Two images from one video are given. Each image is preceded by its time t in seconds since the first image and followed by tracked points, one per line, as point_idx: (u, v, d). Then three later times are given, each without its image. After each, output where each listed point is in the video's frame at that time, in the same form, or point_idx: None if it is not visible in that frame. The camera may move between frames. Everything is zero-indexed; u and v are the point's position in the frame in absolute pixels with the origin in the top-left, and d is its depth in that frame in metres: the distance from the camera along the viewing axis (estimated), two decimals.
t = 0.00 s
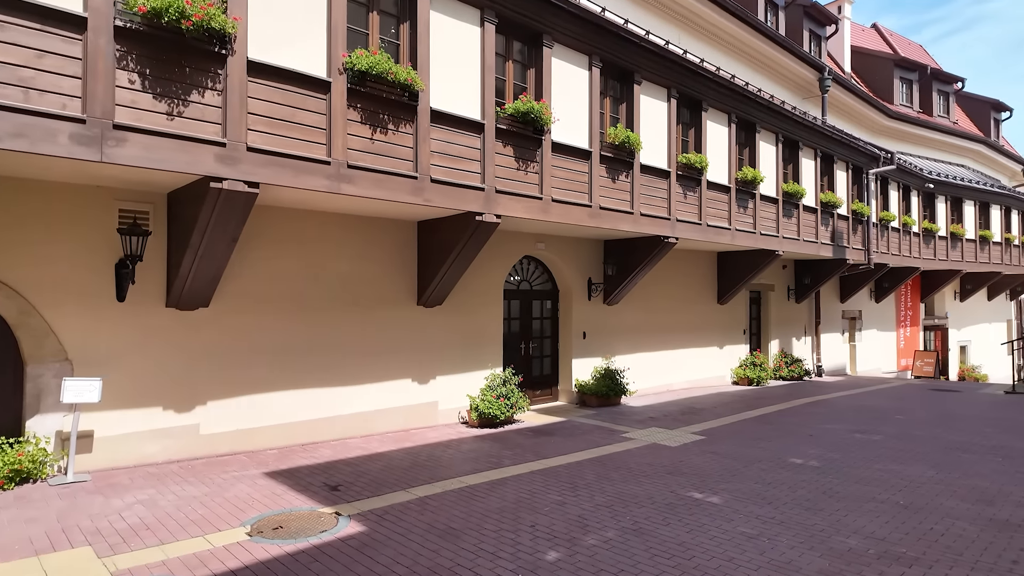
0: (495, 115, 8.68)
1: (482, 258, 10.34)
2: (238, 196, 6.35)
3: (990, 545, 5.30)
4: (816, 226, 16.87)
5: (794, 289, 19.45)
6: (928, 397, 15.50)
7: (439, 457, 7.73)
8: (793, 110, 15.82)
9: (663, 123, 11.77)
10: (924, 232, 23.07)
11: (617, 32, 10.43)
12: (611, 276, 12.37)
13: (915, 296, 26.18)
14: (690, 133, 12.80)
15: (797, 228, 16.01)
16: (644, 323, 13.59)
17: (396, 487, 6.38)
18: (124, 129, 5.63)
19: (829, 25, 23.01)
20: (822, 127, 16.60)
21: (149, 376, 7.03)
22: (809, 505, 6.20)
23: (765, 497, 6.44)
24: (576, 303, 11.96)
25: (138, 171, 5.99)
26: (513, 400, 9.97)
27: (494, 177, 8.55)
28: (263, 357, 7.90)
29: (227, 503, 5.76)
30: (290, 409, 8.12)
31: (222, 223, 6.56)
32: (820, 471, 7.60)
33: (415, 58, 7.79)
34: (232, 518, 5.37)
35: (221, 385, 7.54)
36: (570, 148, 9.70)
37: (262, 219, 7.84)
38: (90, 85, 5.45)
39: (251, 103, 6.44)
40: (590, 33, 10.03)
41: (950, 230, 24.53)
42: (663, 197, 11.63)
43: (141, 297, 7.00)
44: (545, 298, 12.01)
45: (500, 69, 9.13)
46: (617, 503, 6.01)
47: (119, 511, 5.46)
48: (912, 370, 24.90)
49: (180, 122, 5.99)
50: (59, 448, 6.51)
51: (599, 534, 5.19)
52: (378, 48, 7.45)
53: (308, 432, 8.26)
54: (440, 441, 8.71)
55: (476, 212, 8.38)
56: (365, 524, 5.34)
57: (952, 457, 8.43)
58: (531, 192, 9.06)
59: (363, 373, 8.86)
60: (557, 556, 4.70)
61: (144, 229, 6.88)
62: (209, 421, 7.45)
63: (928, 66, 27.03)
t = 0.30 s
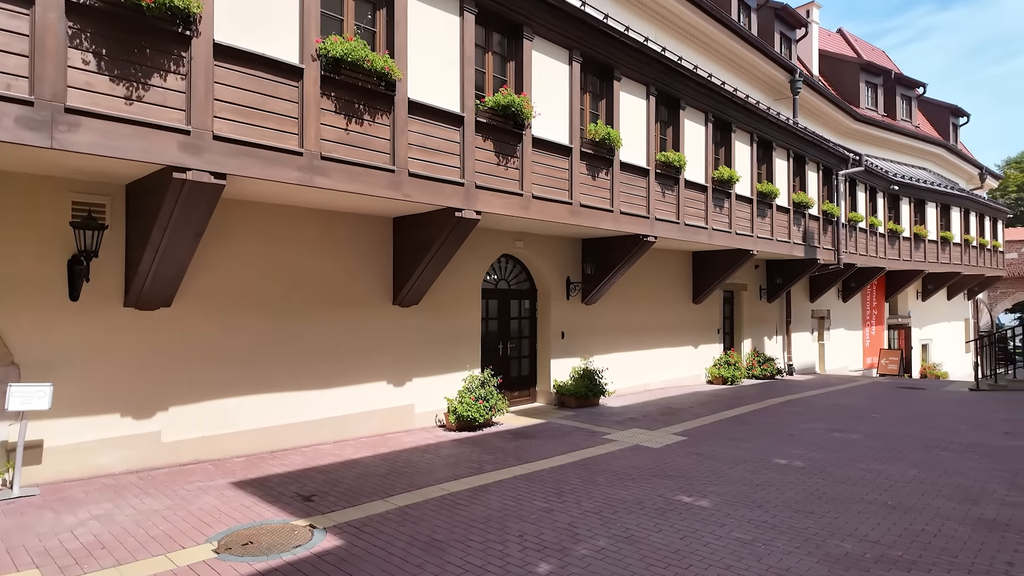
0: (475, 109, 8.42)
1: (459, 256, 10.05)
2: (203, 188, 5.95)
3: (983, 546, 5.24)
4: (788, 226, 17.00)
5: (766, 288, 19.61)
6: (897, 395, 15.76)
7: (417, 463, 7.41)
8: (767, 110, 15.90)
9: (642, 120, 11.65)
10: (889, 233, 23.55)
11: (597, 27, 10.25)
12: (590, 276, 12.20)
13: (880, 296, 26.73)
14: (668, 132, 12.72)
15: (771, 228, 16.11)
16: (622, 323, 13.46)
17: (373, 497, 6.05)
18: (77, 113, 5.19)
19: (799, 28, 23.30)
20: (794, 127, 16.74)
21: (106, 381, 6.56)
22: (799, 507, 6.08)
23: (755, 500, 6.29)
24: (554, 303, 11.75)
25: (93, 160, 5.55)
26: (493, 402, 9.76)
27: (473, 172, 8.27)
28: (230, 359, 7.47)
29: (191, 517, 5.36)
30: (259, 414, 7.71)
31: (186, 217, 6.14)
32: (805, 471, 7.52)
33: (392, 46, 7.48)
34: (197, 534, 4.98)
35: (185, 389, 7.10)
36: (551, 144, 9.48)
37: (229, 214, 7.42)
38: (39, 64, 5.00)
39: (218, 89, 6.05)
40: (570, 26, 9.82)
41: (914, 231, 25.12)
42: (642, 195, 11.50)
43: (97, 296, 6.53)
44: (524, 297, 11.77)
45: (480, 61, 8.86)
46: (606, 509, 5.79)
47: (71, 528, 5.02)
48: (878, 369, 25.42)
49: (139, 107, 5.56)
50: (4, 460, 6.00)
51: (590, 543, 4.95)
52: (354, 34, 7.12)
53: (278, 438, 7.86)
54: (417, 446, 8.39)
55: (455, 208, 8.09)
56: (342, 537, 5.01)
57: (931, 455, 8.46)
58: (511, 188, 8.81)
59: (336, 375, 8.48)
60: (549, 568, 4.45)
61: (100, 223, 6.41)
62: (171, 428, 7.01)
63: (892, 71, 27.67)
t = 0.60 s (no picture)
0: (455, 103, 8.12)
1: (438, 256, 9.75)
2: (166, 181, 5.54)
3: (978, 550, 5.16)
4: (763, 227, 17.08)
5: (740, 288, 19.71)
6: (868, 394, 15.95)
7: (396, 472, 7.09)
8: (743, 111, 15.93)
9: (623, 119, 11.48)
10: (858, 234, 23.94)
11: (579, 22, 10.04)
12: (569, 276, 11.99)
13: (849, 296, 27.18)
14: (648, 131, 12.58)
15: (746, 228, 16.14)
16: (600, 324, 13.29)
17: (351, 510, 5.72)
18: (25, 98, 4.75)
19: (771, 31, 23.52)
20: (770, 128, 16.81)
21: (58, 389, 6.08)
22: (791, 513, 5.95)
23: (746, 505, 6.14)
24: (534, 303, 11.51)
25: (44, 149, 5.10)
26: (472, 406, 9.45)
27: (453, 168, 7.98)
28: (196, 364, 7.04)
29: (153, 537, 4.96)
30: (227, 421, 7.30)
31: (147, 212, 5.72)
32: (792, 475, 7.42)
33: (369, 36, 7.14)
34: (159, 556, 4.59)
35: (146, 397, 6.65)
36: (532, 141, 9.23)
37: (194, 210, 6.99)
38: None
39: (183, 76, 5.65)
40: (552, 21, 9.59)
41: (881, 233, 25.60)
42: (622, 195, 11.33)
43: (49, 297, 6.05)
44: (502, 298, 11.50)
45: (460, 54, 8.57)
46: (596, 520, 5.57)
47: (17, 553, 4.58)
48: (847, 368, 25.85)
49: (96, 93, 5.13)
50: None
51: (583, 557, 4.72)
52: (329, 22, 6.77)
53: (246, 447, 7.45)
54: (395, 453, 8.06)
55: (435, 206, 7.78)
56: (318, 556, 4.68)
57: (913, 455, 8.45)
58: (492, 185, 8.54)
59: (309, 380, 8.11)
60: None
61: (52, 218, 5.94)
62: (131, 438, 6.56)
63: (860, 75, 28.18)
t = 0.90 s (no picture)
0: (440, 96, 7.84)
1: (420, 254, 9.43)
2: (133, 171, 5.15)
3: (980, 555, 5.08)
4: (743, 227, 17.12)
5: (719, 288, 19.75)
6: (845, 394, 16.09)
7: (378, 479, 6.77)
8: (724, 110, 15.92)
9: (608, 116, 11.31)
10: (832, 235, 24.24)
11: (565, 16, 9.83)
12: (553, 275, 11.77)
13: (822, 296, 27.54)
14: (632, 129, 12.44)
15: (727, 228, 16.13)
16: (583, 324, 13.11)
17: (333, 522, 5.39)
18: None
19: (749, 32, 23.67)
20: (749, 128, 16.85)
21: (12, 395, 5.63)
22: (789, 518, 5.81)
23: (742, 511, 5.98)
24: (517, 303, 11.26)
25: None
26: (456, 409, 9.14)
27: (438, 163, 7.69)
28: (164, 368, 6.64)
29: (119, 556, 4.58)
30: (197, 428, 6.90)
31: (112, 205, 5.32)
32: (784, 477, 7.32)
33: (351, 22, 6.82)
34: None
35: (110, 403, 6.23)
36: (518, 136, 8.99)
37: (163, 204, 6.59)
38: None
39: (151, 58, 5.26)
40: (538, 13, 9.35)
41: (853, 234, 25.98)
42: (607, 193, 11.15)
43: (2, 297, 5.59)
44: (485, 297, 11.23)
45: (444, 45, 8.28)
46: (592, 528, 5.35)
47: None
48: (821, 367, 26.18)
49: (54, 74, 4.72)
50: None
51: (583, 570, 4.49)
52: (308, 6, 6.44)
53: (219, 454, 7.06)
54: (377, 459, 7.73)
55: (419, 201, 7.48)
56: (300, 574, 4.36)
57: (900, 456, 8.42)
58: (478, 181, 8.27)
59: (284, 383, 7.73)
60: None
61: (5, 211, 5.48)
62: (93, 448, 6.13)
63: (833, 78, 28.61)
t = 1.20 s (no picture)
0: (423, 86, 7.54)
1: (399, 252, 9.10)
2: (94, 157, 4.75)
3: (980, 557, 5.00)
4: (720, 227, 17.15)
5: (695, 288, 19.80)
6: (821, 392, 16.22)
7: (359, 487, 6.44)
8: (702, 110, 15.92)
9: (590, 112, 11.12)
10: (804, 235, 24.56)
11: (548, 8, 9.60)
12: (535, 274, 11.54)
13: (794, 296, 27.92)
14: (613, 126, 12.29)
15: (705, 228, 16.14)
16: (564, 324, 12.91)
17: (312, 534, 5.06)
18: None
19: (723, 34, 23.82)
20: (727, 128, 16.89)
21: None
22: (786, 522, 5.67)
23: (738, 514, 5.82)
24: (498, 302, 11.00)
25: None
26: (437, 412, 8.84)
27: (421, 156, 7.38)
28: (128, 371, 6.20)
29: None
30: (163, 435, 6.47)
31: (70, 195, 4.90)
32: (774, 478, 7.21)
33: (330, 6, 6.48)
34: None
35: (68, 409, 5.77)
36: (501, 130, 8.73)
37: (128, 195, 6.15)
38: None
39: (114, 36, 4.86)
40: (521, 5, 9.11)
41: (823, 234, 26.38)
42: (590, 190, 10.96)
43: None
44: (466, 296, 10.94)
45: (426, 34, 7.98)
46: (587, 536, 5.12)
47: None
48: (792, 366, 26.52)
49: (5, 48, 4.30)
50: None
51: None
52: None
53: (187, 462, 6.64)
54: (356, 465, 7.39)
55: (401, 196, 7.17)
56: None
57: (884, 455, 8.41)
58: (461, 175, 7.98)
59: (258, 386, 7.34)
60: None
61: None
62: (49, 457, 5.67)
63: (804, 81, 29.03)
